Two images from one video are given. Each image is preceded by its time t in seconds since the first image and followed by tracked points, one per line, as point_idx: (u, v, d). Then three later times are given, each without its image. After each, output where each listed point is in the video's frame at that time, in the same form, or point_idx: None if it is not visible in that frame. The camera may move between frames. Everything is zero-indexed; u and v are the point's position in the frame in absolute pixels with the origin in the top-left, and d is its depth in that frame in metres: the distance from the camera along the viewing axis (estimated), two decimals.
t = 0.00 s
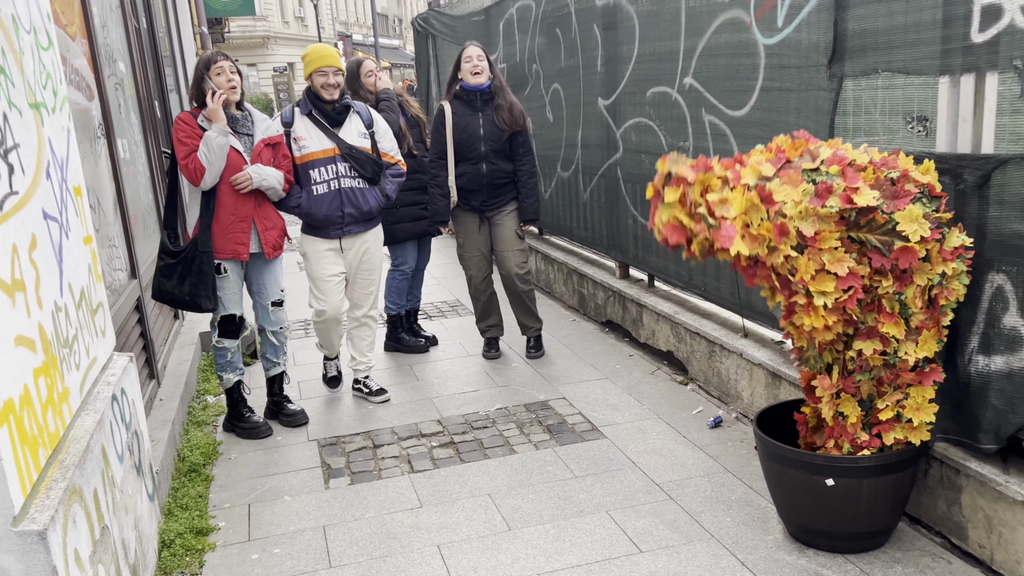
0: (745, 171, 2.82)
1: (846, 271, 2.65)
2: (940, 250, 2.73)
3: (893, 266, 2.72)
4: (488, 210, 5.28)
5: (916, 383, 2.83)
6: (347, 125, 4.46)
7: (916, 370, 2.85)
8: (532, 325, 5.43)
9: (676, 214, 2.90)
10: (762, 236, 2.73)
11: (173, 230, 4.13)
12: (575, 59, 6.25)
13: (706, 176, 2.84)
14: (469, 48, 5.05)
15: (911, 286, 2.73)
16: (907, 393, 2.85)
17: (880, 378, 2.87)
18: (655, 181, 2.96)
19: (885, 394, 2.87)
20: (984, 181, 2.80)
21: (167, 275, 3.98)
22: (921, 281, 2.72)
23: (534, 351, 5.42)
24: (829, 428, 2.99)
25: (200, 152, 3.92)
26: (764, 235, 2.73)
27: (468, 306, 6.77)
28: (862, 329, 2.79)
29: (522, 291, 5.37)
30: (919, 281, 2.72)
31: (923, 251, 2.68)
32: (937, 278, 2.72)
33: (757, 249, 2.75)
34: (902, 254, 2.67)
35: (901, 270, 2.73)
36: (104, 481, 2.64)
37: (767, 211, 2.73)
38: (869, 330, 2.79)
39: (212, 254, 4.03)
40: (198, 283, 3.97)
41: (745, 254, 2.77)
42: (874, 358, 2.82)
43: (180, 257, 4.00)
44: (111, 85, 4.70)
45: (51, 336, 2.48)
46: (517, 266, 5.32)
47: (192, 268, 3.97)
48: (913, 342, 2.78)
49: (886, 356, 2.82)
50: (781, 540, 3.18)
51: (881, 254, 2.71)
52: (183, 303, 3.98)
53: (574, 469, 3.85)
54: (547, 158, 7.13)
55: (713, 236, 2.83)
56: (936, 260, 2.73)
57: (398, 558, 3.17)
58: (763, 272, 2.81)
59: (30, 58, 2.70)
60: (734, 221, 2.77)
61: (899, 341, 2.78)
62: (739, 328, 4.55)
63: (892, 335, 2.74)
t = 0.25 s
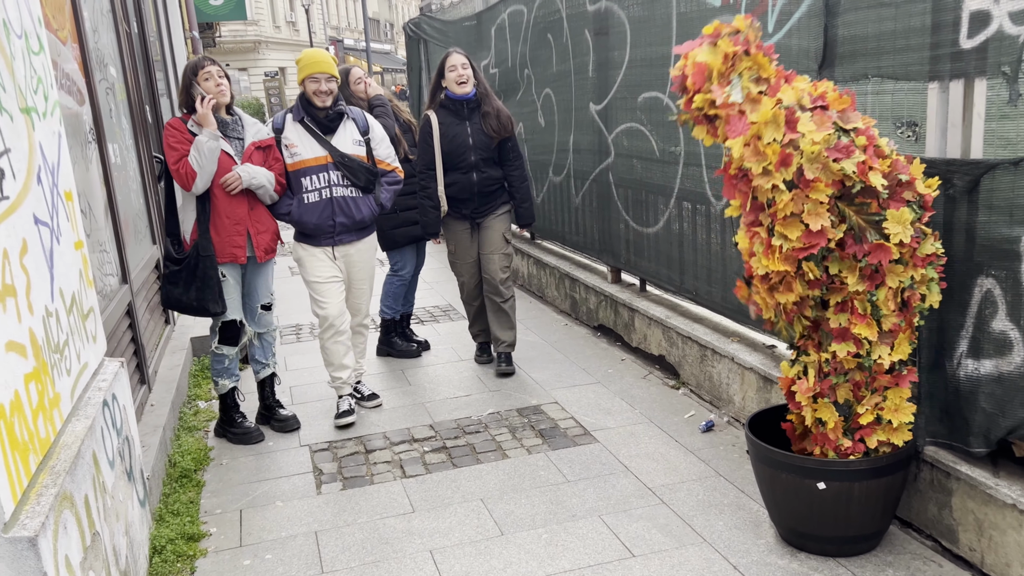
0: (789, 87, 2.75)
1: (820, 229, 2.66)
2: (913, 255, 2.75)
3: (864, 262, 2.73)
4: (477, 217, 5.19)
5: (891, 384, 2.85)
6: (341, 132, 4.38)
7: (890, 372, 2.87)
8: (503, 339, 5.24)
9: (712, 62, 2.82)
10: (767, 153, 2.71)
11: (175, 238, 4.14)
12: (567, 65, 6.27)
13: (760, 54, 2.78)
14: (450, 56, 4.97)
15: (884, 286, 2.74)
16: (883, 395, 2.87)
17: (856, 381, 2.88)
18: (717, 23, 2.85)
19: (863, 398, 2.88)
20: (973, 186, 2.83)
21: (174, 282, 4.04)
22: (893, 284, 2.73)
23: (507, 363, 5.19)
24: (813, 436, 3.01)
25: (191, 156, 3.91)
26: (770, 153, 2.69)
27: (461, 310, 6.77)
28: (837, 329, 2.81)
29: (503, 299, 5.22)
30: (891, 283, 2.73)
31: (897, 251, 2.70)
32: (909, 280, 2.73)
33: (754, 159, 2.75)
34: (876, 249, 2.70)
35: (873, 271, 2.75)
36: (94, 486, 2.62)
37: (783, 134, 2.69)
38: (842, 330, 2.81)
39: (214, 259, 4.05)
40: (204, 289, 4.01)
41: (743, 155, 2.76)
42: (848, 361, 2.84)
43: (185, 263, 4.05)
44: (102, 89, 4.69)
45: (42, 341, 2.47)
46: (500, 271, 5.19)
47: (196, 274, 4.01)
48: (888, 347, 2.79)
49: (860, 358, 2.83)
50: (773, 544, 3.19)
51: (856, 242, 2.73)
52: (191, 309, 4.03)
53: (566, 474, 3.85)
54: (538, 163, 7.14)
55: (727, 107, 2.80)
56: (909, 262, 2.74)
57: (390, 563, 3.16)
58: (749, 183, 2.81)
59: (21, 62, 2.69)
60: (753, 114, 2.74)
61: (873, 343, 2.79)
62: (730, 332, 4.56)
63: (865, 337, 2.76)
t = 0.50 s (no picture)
0: (821, 71, 2.70)
1: (809, 220, 2.70)
2: (896, 258, 2.78)
3: (847, 262, 2.78)
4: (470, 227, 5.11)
5: (873, 384, 2.87)
6: (332, 136, 4.32)
7: (873, 372, 2.88)
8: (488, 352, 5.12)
9: (747, 28, 2.75)
10: (788, 134, 2.66)
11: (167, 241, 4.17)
12: (563, 69, 6.28)
13: (792, 27, 2.75)
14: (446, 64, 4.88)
15: (868, 286, 2.78)
16: (868, 394, 2.89)
17: (841, 381, 2.90)
18: None
19: (848, 397, 2.90)
20: (969, 190, 2.84)
21: (161, 285, 4.07)
22: (877, 285, 2.76)
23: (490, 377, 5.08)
24: (802, 437, 3.02)
25: (183, 161, 3.92)
26: (792, 137, 2.65)
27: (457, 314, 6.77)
28: (822, 329, 2.85)
29: (493, 311, 5.14)
30: (876, 284, 2.76)
31: (881, 253, 2.73)
32: (892, 282, 2.77)
33: (774, 136, 2.70)
34: (859, 246, 2.72)
35: (857, 271, 2.79)
36: (90, 490, 2.61)
37: (809, 119, 2.66)
38: (827, 330, 2.85)
39: (202, 263, 4.05)
40: (188, 293, 4.03)
41: (762, 130, 2.72)
42: (833, 361, 2.86)
43: (172, 266, 4.09)
44: (99, 93, 4.68)
45: (38, 345, 2.46)
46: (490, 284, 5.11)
47: (181, 278, 4.05)
48: (872, 347, 2.81)
49: (845, 358, 2.85)
50: (769, 548, 3.19)
51: (840, 239, 2.77)
52: (175, 313, 4.06)
53: (563, 478, 3.85)
54: (535, 167, 7.15)
55: (762, 81, 2.72)
56: (892, 265, 2.78)
57: (387, 567, 3.16)
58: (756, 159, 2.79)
59: (18, 65, 2.69)
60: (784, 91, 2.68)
61: (856, 344, 2.81)
62: (727, 336, 4.57)
63: (849, 336, 2.79)
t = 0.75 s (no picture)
0: (820, 71, 2.72)
1: (819, 217, 2.70)
2: (894, 258, 2.76)
3: (847, 264, 2.77)
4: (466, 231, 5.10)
5: (877, 385, 2.87)
6: (326, 135, 4.31)
7: (876, 372, 2.88)
8: (488, 358, 5.13)
9: (748, 29, 2.78)
10: (789, 132, 2.68)
11: (161, 245, 4.14)
12: (563, 72, 6.29)
13: (793, 28, 2.76)
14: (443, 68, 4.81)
15: (867, 286, 2.76)
16: (871, 395, 2.89)
17: (843, 381, 2.90)
18: None
19: (851, 397, 2.90)
20: (969, 194, 2.84)
21: (154, 290, 4.03)
22: (876, 285, 2.74)
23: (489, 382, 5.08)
24: (805, 438, 3.02)
25: (178, 167, 3.91)
26: (793, 135, 2.67)
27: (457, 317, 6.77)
28: (823, 330, 2.85)
29: (489, 319, 5.09)
30: (875, 284, 2.74)
31: (881, 253, 2.71)
32: (890, 283, 2.75)
33: (773, 135, 2.73)
34: (859, 248, 2.71)
35: (858, 272, 2.77)
36: (90, 493, 2.62)
37: (808, 115, 2.68)
38: (828, 331, 2.85)
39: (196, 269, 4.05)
40: (181, 297, 4.00)
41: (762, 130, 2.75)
42: (834, 361, 2.86)
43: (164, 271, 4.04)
44: (100, 96, 4.69)
45: (39, 347, 2.47)
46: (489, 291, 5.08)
47: (175, 283, 4.00)
48: (873, 347, 2.80)
49: (847, 359, 2.85)
50: (769, 551, 3.19)
51: (840, 240, 2.75)
52: (168, 318, 4.02)
53: (563, 481, 3.85)
54: (535, 170, 7.17)
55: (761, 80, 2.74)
56: (890, 265, 2.76)
57: (386, 570, 3.16)
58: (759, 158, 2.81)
59: (20, 68, 2.70)
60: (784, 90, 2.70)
61: (857, 344, 2.80)
62: (727, 339, 4.57)
63: (849, 337, 2.78)
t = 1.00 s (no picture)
0: (812, 70, 2.73)
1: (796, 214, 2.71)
2: (887, 259, 2.75)
3: (837, 264, 2.77)
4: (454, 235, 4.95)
5: (873, 386, 2.87)
6: (328, 138, 4.28)
7: (872, 374, 2.87)
8: (489, 361, 5.12)
9: (736, 28, 2.81)
10: (774, 129, 2.71)
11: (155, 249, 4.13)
12: (566, 75, 6.29)
13: (781, 27, 2.76)
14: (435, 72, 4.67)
15: (859, 287, 2.76)
16: (869, 395, 2.89)
17: (839, 382, 2.90)
18: None
19: (847, 397, 2.90)
20: (972, 197, 2.84)
21: (149, 295, 4.04)
22: (868, 286, 2.74)
23: (493, 385, 5.06)
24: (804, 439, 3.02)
25: (172, 173, 3.89)
26: (777, 131, 2.70)
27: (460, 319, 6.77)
28: (817, 330, 2.85)
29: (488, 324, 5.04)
30: (867, 285, 2.73)
31: (872, 253, 2.70)
32: (883, 283, 2.73)
33: (760, 131, 2.75)
34: (848, 247, 2.71)
35: (851, 274, 2.77)
36: (93, 494, 2.62)
37: (795, 115, 2.68)
38: (821, 331, 2.85)
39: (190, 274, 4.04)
40: (176, 303, 4.00)
41: (749, 126, 2.77)
42: (829, 362, 2.86)
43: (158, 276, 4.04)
44: (103, 97, 4.70)
45: (42, 348, 2.47)
46: (485, 299, 5.00)
47: (169, 289, 4.01)
48: (867, 348, 2.79)
49: (841, 359, 2.85)
50: (771, 554, 3.18)
51: (831, 239, 2.76)
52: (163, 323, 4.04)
53: (566, 483, 3.85)
54: (538, 172, 7.17)
55: (744, 77, 2.77)
56: (882, 265, 2.75)
57: (388, 572, 3.16)
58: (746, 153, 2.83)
59: (24, 70, 2.70)
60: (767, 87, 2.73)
61: (851, 344, 2.80)
62: (729, 342, 4.57)
63: (842, 337, 2.79)
